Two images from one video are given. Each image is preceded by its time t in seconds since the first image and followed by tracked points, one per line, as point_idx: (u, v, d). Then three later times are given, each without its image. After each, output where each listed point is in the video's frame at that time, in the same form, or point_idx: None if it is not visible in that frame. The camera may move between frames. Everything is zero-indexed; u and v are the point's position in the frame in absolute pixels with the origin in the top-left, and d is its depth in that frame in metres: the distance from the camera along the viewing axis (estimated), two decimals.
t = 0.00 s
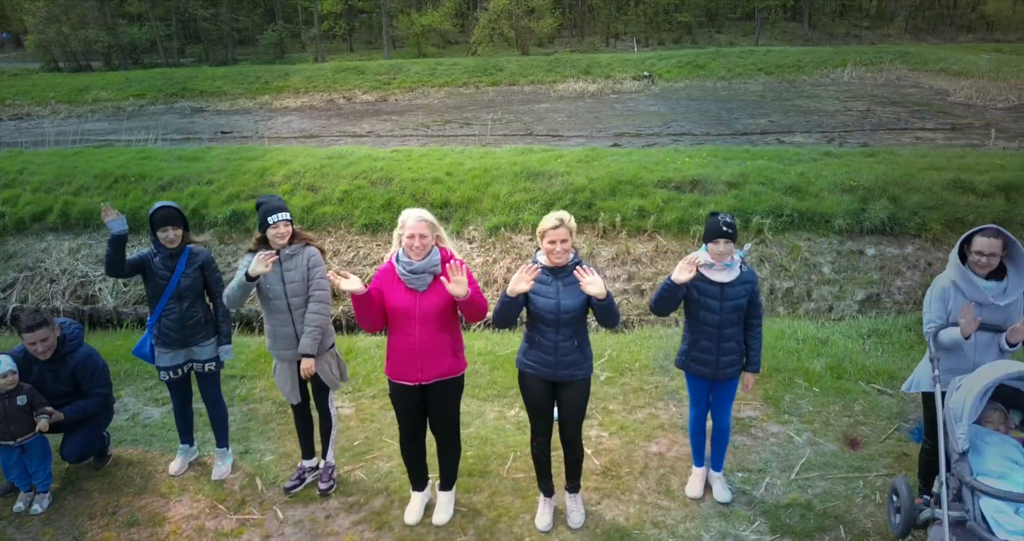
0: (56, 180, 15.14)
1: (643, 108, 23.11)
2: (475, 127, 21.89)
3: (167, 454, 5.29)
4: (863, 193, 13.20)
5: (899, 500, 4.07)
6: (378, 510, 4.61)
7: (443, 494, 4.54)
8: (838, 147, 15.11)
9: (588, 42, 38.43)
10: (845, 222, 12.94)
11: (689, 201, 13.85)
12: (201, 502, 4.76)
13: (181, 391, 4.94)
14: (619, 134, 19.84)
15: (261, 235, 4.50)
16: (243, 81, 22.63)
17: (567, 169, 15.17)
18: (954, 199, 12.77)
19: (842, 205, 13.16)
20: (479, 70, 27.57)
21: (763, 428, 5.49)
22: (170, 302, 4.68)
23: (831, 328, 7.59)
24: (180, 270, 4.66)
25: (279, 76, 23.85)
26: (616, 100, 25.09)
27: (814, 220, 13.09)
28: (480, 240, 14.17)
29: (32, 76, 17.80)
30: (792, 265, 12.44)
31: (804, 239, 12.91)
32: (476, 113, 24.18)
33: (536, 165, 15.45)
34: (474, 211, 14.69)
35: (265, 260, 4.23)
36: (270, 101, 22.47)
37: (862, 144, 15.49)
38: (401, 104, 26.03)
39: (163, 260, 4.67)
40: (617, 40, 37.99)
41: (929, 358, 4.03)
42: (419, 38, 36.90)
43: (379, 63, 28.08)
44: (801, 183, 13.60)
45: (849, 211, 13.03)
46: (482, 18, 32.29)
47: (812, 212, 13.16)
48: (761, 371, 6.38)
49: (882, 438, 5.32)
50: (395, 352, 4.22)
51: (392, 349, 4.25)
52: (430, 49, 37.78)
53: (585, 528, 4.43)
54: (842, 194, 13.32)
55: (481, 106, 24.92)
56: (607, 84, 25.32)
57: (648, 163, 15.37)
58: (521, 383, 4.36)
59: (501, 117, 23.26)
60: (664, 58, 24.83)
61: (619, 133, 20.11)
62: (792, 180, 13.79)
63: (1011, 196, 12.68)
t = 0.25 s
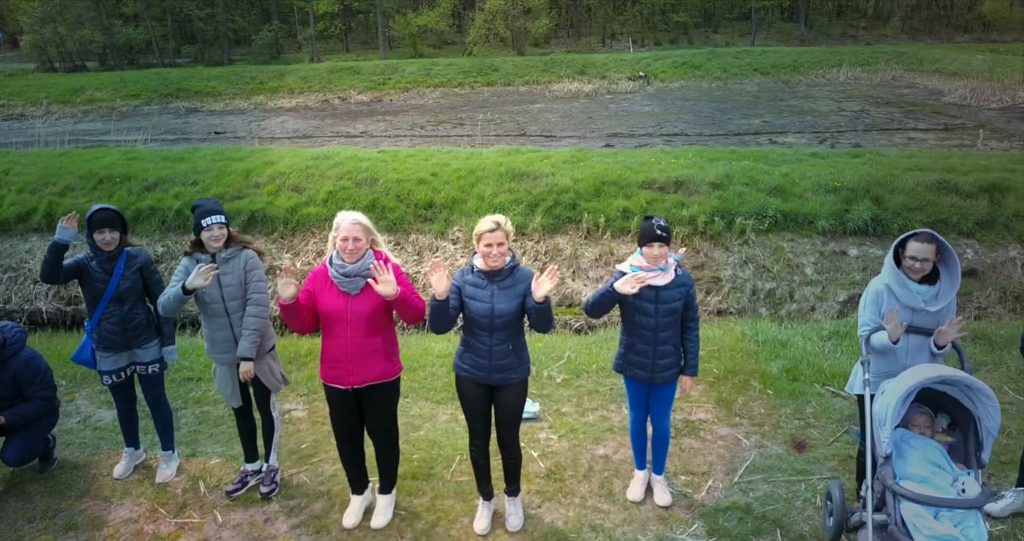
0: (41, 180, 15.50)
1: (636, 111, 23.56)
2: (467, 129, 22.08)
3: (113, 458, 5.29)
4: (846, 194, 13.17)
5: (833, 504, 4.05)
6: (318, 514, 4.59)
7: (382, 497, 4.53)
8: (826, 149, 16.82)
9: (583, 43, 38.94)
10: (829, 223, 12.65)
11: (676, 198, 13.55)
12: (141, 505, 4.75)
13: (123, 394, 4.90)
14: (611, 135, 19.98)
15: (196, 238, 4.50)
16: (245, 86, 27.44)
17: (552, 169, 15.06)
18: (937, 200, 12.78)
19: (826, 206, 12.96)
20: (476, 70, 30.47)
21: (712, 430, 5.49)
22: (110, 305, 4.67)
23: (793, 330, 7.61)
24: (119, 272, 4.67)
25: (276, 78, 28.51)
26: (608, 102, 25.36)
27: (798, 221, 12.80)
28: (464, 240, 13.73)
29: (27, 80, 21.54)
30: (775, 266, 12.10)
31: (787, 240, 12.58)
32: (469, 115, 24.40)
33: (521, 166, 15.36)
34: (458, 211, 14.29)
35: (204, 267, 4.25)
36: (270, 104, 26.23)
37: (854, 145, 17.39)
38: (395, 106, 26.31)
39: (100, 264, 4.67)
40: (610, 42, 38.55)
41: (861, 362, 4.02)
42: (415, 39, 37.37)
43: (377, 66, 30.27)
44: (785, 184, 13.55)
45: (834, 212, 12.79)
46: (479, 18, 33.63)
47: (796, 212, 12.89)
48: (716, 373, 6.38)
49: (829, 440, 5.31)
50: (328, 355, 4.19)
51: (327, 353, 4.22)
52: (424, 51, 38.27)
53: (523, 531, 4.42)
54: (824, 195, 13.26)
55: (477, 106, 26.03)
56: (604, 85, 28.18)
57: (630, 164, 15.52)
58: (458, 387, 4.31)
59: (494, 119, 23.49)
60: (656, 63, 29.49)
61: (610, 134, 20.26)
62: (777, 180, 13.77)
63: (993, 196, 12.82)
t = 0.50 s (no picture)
0: (27, 181, 15.64)
1: (630, 111, 23.68)
2: (460, 129, 22.12)
3: (60, 460, 5.30)
4: (829, 194, 12.99)
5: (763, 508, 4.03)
6: (256, 517, 4.60)
7: (321, 500, 4.53)
8: (817, 148, 16.96)
9: (580, 43, 39.06)
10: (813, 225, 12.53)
11: (658, 201, 13.31)
12: (83, 508, 4.76)
13: (66, 397, 4.89)
14: (604, 135, 20.01)
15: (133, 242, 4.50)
16: (240, 86, 27.43)
17: (536, 171, 14.81)
18: (920, 202, 12.63)
19: (808, 207, 12.80)
20: (471, 71, 30.49)
21: (660, 432, 5.49)
22: (50, 308, 4.67)
23: (756, 332, 7.62)
24: (59, 275, 4.68)
25: (271, 78, 28.55)
26: (603, 102, 25.42)
27: (780, 222, 12.66)
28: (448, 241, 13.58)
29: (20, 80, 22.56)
30: (757, 267, 12.04)
31: (770, 241, 12.46)
32: (462, 115, 24.44)
33: (507, 166, 15.18)
34: (443, 213, 14.14)
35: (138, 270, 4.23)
36: (265, 104, 26.33)
37: (846, 144, 17.48)
38: (390, 106, 26.37)
39: (40, 267, 4.68)
40: (608, 42, 38.65)
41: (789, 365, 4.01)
42: (410, 39, 37.43)
43: (372, 67, 30.38)
44: (769, 185, 13.39)
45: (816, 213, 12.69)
46: (474, 19, 33.74)
47: (779, 215, 12.74)
48: (671, 375, 6.38)
49: (776, 443, 5.32)
50: (261, 358, 4.19)
51: (259, 355, 4.21)
52: (419, 51, 38.39)
53: (460, 534, 4.43)
54: (808, 195, 13.09)
55: (472, 106, 26.04)
56: (599, 85, 28.22)
57: (615, 165, 15.55)
58: (394, 392, 4.26)
59: (487, 119, 23.55)
60: (652, 63, 29.59)
61: (602, 134, 20.29)
62: (761, 182, 13.59)
63: (976, 198, 12.70)
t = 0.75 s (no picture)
0: (12, 181, 15.67)
1: (624, 112, 23.72)
2: (454, 129, 22.11)
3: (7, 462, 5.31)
4: (812, 195, 12.79)
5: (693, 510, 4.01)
6: (194, 519, 4.61)
7: (259, 502, 4.55)
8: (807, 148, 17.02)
9: (577, 43, 39.10)
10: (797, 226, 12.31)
11: (641, 202, 13.14)
12: (24, 509, 4.77)
13: (9, 399, 4.89)
14: (597, 136, 19.99)
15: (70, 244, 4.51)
16: (235, 87, 27.43)
17: (521, 171, 14.55)
18: (903, 202, 12.40)
19: (791, 208, 12.60)
20: (467, 71, 30.46)
21: (607, 434, 5.50)
22: None
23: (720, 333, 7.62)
24: None
25: (266, 79, 28.51)
26: (598, 103, 25.43)
27: (762, 222, 12.49)
28: (431, 242, 13.40)
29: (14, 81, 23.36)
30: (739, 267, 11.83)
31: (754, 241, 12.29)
32: (456, 115, 24.45)
33: (491, 166, 14.92)
34: (427, 213, 13.93)
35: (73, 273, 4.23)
36: (259, 104, 26.30)
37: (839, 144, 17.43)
38: (385, 106, 26.38)
39: None
40: (604, 42, 38.67)
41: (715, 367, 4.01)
42: (405, 39, 37.44)
43: (368, 67, 30.42)
44: (752, 186, 13.16)
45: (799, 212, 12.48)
46: (470, 19, 33.78)
47: (762, 216, 12.57)
48: (626, 376, 6.38)
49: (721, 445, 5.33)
50: (193, 359, 4.20)
51: (192, 357, 4.22)
52: (414, 51, 38.41)
53: (396, 535, 4.44)
54: (792, 196, 12.89)
55: (468, 106, 25.97)
56: (594, 86, 28.24)
57: (600, 166, 15.56)
58: (328, 395, 4.23)
59: (481, 119, 23.56)
60: (648, 63, 29.61)
61: (595, 135, 20.29)
62: (744, 182, 13.36)
63: (958, 198, 12.51)
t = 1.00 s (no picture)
0: None
1: (619, 112, 23.77)
2: (448, 129, 22.15)
3: None
4: (795, 196, 12.75)
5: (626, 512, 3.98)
6: (134, 520, 4.63)
7: (199, 503, 4.56)
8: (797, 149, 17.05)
9: (573, 43, 39.16)
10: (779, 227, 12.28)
11: (625, 202, 13.14)
12: None
13: None
14: (590, 137, 20.00)
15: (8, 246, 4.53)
16: (231, 87, 27.40)
17: (505, 172, 14.54)
18: (885, 203, 12.30)
19: (775, 209, 12.58)
20: (462, 72, 30.47)
21: (555, 435, 5.52)
22: None
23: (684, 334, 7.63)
24: None
25: (261, 79, 28.51)
26: (592, 103, 25.46)
27: (746, 224, 12.43)
28: (415, 243, 13.39)
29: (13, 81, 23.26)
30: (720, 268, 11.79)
31: (736, 242, 12.28)
32: (450, 115, 24.48)
33: (476, 167, 14.85)
34: (411, 214, 13.92)
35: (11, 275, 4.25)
36: (254, 104, 26.32)
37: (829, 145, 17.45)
38: (380, 107, 26.42)
39: None
40: (600, 42, 38.71)
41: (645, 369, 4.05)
42: (401, 39, 37.46)
43: (364, 68, 30.47)
44: (736, 188, 13.14)
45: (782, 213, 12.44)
46: (465, 20, 33.83)
47: (745, 216, 12.53)
48: (581, 377, 6.41)
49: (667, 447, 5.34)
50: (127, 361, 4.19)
51: (127, 359, 4.22)
52: (410, 51, 38.43)
53: (333, 537, 4.46)
54: (775, 198, 12.86)
55: (462, 107, 25.98)
56: (589, 86, 28.27)
57: (585, 166, 15.60)
58: (263, 399, 4.19)
59: (475, 119, 23.60)
60: (644, 63, 29.64)
61: (587, 135, 20.32)
62: (728, 183, 13.31)
63: (941, 199, 12.39)
